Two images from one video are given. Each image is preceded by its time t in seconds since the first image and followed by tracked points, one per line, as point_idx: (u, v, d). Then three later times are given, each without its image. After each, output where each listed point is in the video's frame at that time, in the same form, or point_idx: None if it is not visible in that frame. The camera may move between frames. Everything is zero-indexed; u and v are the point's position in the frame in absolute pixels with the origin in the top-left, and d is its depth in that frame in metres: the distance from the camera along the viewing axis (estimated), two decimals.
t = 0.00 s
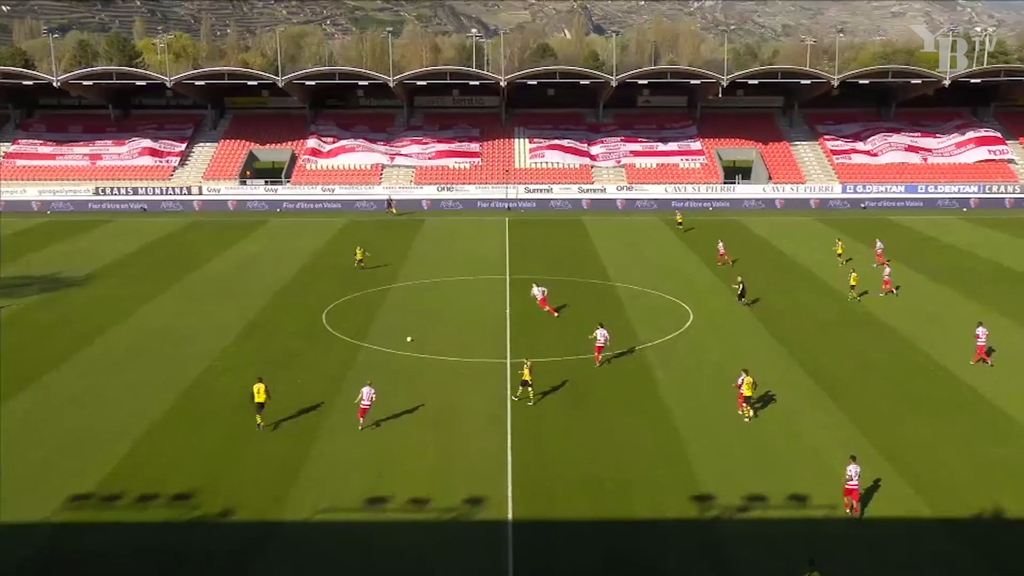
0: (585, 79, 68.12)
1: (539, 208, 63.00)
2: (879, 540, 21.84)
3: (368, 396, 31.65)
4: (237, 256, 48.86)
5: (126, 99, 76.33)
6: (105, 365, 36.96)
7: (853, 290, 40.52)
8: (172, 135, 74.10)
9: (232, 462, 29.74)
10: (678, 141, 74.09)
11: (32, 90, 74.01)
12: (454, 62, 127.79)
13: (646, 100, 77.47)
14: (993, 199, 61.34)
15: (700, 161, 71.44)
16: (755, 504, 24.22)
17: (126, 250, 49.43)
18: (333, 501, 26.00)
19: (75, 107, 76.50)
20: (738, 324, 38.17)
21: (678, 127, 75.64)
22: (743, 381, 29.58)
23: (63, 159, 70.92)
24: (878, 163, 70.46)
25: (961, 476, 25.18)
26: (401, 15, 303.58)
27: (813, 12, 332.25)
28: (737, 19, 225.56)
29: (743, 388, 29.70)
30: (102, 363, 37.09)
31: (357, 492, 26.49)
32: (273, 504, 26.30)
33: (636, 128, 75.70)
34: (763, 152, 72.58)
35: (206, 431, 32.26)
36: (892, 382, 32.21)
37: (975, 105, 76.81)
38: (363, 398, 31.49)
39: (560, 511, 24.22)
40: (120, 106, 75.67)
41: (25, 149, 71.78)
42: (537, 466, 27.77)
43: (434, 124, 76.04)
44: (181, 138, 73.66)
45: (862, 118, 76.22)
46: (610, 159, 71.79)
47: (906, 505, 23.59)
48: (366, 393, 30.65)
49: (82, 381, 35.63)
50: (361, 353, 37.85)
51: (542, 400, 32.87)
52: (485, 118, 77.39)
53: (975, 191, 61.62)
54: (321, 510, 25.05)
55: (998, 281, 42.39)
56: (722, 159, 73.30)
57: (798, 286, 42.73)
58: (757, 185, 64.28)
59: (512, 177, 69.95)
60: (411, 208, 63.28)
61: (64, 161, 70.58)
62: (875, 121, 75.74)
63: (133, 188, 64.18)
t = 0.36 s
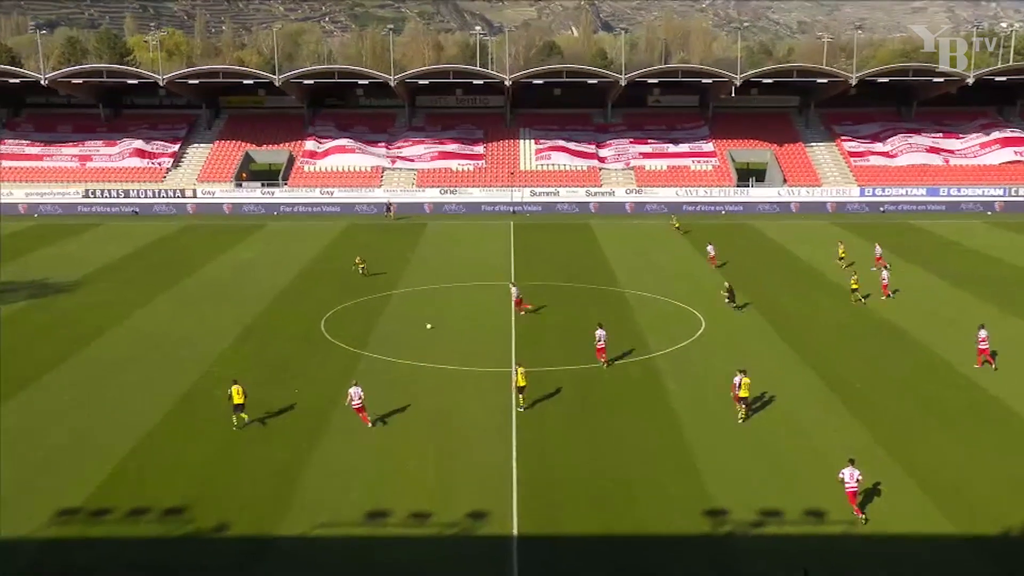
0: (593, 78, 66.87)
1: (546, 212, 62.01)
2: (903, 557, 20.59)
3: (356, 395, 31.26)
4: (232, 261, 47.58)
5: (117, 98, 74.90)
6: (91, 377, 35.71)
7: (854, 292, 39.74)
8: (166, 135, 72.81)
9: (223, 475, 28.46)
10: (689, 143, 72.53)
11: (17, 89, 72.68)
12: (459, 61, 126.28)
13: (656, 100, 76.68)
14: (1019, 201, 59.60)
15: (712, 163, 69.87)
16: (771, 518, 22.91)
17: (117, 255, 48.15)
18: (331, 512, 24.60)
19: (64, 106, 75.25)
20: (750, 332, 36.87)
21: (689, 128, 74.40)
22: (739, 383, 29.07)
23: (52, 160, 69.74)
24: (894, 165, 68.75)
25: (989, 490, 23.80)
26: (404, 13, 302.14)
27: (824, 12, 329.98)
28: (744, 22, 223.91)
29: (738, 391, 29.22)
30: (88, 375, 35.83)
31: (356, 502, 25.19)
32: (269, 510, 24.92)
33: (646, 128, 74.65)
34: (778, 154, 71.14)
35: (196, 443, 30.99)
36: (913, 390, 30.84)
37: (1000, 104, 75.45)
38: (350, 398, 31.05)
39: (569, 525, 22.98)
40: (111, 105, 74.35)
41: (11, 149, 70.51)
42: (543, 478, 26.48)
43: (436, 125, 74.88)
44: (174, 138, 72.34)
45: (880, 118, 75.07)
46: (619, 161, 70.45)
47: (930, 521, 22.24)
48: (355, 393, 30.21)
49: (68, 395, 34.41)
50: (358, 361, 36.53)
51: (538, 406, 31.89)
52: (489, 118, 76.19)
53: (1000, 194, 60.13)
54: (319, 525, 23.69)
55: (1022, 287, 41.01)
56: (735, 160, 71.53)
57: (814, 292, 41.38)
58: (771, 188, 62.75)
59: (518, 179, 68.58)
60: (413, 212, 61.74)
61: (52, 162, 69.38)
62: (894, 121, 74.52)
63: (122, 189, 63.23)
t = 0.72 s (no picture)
0: (619, 75, 65.51)
1: (570, 215, 60.70)
2: None
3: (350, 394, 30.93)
4: (245, 265, 46.46)
5: (128, 97, 73.96)
6: (97, 385, 34.67)
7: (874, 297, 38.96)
8: (178, 134, 71.87)
9: (235, 485, 27.39)
10: (718, 143, 71.13)
11: (24, 87, 71.94)
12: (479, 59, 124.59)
13: (684, 99, 75.27)
14: None
15: (743, 164, 68.36)
16: (806, 535, 21.67)
17: (128, 258, 47.10)
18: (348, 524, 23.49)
19: (73, 105, 74.41)
20: (783, 341, 35.54)
21: (718, 128, 72.94)
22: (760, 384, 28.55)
23: (60, 160, 69.00)
24: (933, 166, 67.26)
25: None
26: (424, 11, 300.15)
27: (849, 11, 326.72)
28: (770, 23, 221.59)
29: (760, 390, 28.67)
30: (94, 383, 34.78)
31: (373, 512, 24.13)
32: (287, 520, 23.82)
33: (674, 128, 73.24)
34: (812, 155, 69.59)
35: (205, 452, 29.90)
36: (955, 404, 29.48)
37: None
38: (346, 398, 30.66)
39: (594, 540, 21.84)
40: (121, 104, 73.44)
41: (18, 148, 69.78)
42: (566, 491, 25.30)
43: (456, 124, 73.74)
44: (186, 138, 71.34)
45: (920, 118, 73.44)
46: (646, 162, 69.18)
47: (976, 541, 20.99)
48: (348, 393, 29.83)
49: (74, 403, 33.37)
50: (376, 367, 35.40)
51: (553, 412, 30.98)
52: (511, 119, 74.94)
53: None
54: (338, 537, 22.57)
55: None
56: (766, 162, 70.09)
57: (848, 300, 39.95)
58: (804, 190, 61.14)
59: (542, 181, 67.26)
60: (432, 214, 60.64)
61: (60, 162, 68.64)
62: (936, 121, 72.88)
63: (133, 189, 63.50)
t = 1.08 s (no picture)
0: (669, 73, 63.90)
1: (616, 218, 59.23)
2: None
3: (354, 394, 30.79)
4: (281, 268, 45.47)
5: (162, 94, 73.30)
6: (128, 389, 33.81)
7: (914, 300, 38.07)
8: (213, 133, 71.24)
9: (266, 494, 26.40)
10: (772, 143, 69.47)
11: (57, 85, 71.58)
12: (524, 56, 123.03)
13: (737, 96, 73.03)
14: None
15: (798, 166, 66.61)
16: (865, 556, 20.31)
17: (162, 260, 46.23)
18: (383, 538, 22.42)
19: (107, 103, 73.86)
20: (840, 351, 34.00)
21: (772, 128, 71.13)
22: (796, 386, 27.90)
23: (94, 159, 68.63)
24: (1000, 168, 65.06)
25: None
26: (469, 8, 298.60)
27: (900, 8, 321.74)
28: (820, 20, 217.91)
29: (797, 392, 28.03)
30: (126, 387, 33.92)
31: (409, 523, 23.06)
32: (319, 533, 22.77)
33: (726, 128, 71.52)
34: (872, 157, 67.51)
35: (236, 460, 28.92)
36: None
37: None
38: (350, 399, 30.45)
39: (640, 557, 20.65)
40: (155, 102, 72.80)
41: (51, 147, 69.50)
42: (610, 505, 24.08)
43: (499, 123, 72.50)
44: (221, 137, 70.61)
45: (989, 116, 70.90)
46: (696, 163, 67.65)
47: None
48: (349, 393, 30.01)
49: (102, 408, 32.48)
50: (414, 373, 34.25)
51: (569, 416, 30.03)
52: (556, 118, 73.45)
53: None
54: (373, 551, 21.51)
55: None
56: (823, 163, 68.18)
57: (908, 308, 38.26)
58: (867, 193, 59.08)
59: (588, 182, 65.92)
60: (473, 216, 59.16)
61: (93, 162, 68.29)
62: (1007, 119, 70.36)
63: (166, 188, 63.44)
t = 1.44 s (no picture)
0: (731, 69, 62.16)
1: (673, 220, 57.31)
2: None
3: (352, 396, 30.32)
4: (327, 271, 44.59)
5: (206, 91, 72.77)
6: (169, 394, 33.03)
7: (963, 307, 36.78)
8: (256, 130, 70.51)
9: (307, 504, 25.43)
10: (841, 143, 67.33)
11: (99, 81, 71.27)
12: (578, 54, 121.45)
13: (802, 94, 70.94)
14: None
15: (867, 167, 64.61)
16: None
17: (206, 261, 45.49)
18: (429, 557, 21.38)
19: (149, 100, 73.21)
20: (909, 362, 32.43)
21: (841, 126, 68.90)
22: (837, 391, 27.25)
23: (136, 158, 68.15)
24: None
25: None
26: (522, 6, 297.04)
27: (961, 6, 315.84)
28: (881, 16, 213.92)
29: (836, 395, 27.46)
30: (166, 392, 33.14)
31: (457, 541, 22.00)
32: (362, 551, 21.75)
33: (790, 128, 69.20)
34: (947, 157, 64.90)
35: (277, 467, 28.00)
36: None
37: None
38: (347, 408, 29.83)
39: None
40: (199, 99, 72.28)
41: (93, 145, 69.22)
42: (666, 519, 22.84)
43: (552, 122, 71.07)
44: (266, 135, 69.90)
45: None
46: (759, 163, 65.92)
47: None
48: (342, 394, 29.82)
49: (142, 415, 31.70)
50: (463, 379, 33.12)
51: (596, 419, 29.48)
52: (611, 117, 71.72)
53: None
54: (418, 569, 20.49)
55: None
56: (895, 163, 65.77)
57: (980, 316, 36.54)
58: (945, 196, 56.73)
59: (644, 184, 64.41)
60: (526, 218, 57.84)
61: (135, 160, 67.83)
62: None
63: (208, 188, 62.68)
